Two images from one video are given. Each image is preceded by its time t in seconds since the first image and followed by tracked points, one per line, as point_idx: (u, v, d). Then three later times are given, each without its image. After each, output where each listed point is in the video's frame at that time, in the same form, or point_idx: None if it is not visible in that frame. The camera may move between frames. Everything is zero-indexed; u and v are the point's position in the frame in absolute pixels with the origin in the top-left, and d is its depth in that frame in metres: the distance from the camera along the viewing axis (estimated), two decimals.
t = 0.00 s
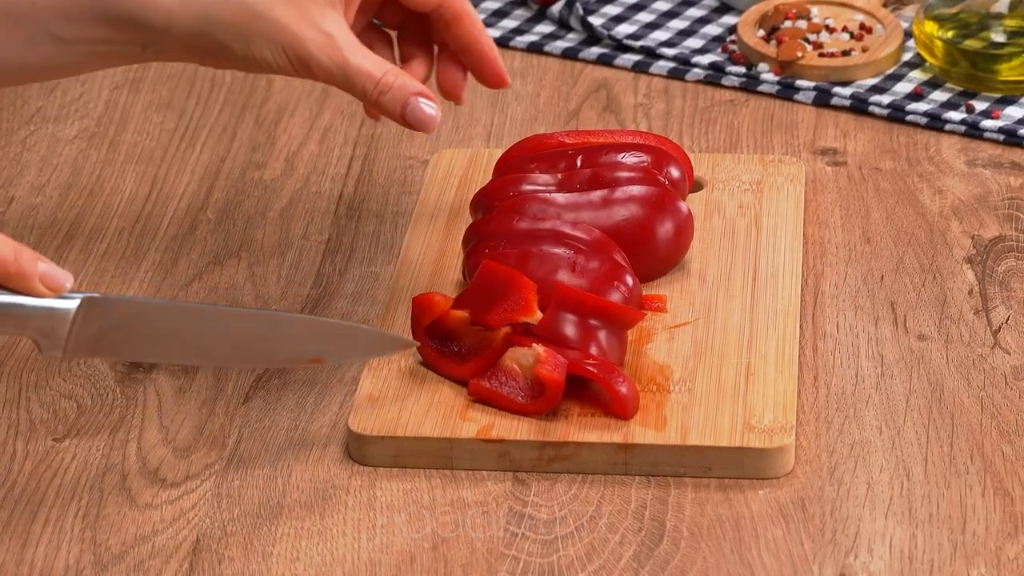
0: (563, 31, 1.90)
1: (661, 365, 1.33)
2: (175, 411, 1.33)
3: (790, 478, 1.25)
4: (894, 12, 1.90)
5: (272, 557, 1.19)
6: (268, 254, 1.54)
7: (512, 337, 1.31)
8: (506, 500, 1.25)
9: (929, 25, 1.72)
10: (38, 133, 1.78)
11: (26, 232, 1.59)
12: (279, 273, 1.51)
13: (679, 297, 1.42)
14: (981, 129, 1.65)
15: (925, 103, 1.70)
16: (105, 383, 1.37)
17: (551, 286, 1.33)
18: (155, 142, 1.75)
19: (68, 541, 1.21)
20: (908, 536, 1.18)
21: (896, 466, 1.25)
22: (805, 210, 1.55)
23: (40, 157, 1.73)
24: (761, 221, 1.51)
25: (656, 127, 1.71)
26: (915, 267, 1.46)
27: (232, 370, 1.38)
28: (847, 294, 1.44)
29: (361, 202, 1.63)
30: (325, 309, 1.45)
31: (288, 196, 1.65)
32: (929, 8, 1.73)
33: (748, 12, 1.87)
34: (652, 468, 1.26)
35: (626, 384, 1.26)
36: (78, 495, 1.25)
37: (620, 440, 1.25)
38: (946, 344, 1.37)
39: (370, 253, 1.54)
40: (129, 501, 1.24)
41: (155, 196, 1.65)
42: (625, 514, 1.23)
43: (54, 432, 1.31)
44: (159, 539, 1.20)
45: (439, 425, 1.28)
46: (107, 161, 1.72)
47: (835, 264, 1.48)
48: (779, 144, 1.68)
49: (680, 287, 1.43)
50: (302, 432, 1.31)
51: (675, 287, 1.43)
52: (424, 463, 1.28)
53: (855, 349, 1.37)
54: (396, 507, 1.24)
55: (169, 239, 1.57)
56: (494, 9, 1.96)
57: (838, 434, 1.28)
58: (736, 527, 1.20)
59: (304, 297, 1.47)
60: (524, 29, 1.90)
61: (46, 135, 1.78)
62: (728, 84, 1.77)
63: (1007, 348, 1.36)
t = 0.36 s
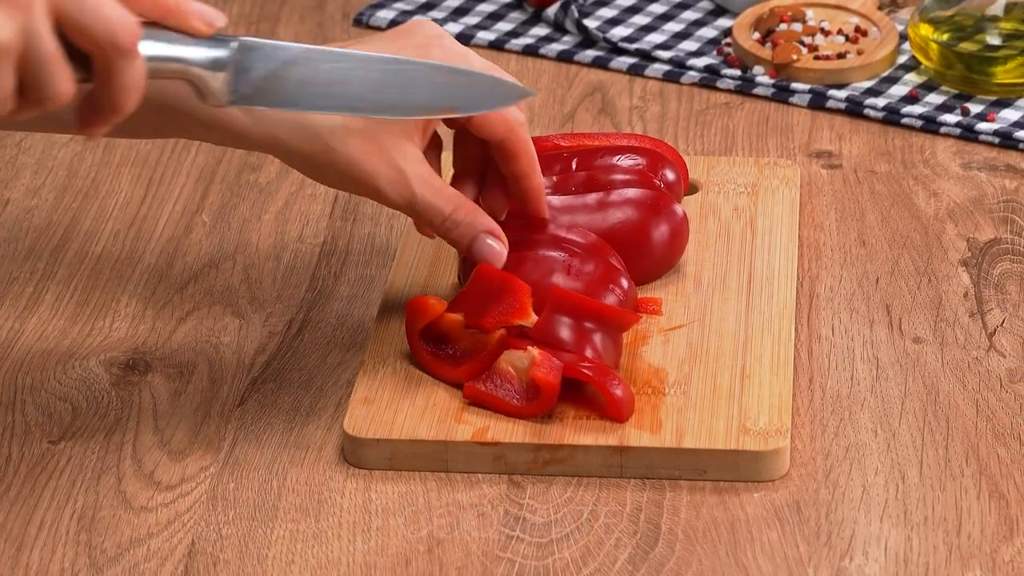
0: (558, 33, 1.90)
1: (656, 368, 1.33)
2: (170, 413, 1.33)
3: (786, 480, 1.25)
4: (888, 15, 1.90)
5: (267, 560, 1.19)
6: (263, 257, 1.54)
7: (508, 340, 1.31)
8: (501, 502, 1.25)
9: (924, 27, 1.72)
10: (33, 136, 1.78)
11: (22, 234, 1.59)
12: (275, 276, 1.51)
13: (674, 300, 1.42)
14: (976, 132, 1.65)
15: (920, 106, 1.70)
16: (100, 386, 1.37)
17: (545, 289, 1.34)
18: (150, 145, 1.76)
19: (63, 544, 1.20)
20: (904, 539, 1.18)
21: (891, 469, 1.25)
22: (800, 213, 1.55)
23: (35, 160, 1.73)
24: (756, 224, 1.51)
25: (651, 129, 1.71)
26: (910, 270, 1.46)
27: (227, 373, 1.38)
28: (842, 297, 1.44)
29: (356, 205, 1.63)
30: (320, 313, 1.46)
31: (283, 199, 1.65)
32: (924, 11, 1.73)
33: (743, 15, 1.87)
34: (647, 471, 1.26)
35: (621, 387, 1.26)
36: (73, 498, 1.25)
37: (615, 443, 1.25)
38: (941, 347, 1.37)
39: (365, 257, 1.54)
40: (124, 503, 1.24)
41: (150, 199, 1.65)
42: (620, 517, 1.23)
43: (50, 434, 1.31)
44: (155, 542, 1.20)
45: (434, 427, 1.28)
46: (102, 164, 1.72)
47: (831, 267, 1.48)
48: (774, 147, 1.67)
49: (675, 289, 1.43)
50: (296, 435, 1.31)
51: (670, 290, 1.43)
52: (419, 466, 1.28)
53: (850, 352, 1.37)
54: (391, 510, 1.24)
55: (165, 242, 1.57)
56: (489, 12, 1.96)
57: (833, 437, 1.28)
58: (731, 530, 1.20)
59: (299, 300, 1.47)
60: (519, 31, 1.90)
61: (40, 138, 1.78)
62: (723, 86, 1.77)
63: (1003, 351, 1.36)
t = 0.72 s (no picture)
0: (553, 36, 1.90)
1: (651, 371, 1.33)
2: (165, 416, 1.33)
3: (781, 483, 1.25)
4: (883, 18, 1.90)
5: (262, 563, 1.19)
6: (259, 260, 1.54)
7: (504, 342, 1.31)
8: (496, 505, 1.25)
9: (919, 30, 1.71)
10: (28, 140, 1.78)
11: (17, 237, 1.59)
12: (270, 279, 1.51)
13: (670, 303, 1.42)
14: (971, 135, 1.65)
15: (915, 109, 1.70)
16: (95, 389, 1.37)
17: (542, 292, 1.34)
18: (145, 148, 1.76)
19: (58, 547, 1.20)
20: (899, 542, 1.18)
21: (886, 472, 1.25)
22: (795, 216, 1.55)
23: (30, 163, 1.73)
24: (750, 227, 1.51)
25: (646, 132, 1.71)
26: (904, 273, 1.46)
27: (221, 376, 1.38)
28: (837, 299, 1.44)
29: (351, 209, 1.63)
30: (315, 316, 1.46)
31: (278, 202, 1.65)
32: (918, 14, 1.72)
33: (738, 17, 1.87)
34: (642, 473, 1.26)
35: (616, 390, 1.26)
36: (67, 501, 1.25)
37: (610, 446, 1.25)
38: (936, 350, 1.37)
39: (360, 260, 1.54)
40: (119, 506, 1.24)
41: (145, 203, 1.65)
42: (615, 519, 1.23)
43: (45, 437, 1.31)
44: (150, 545, 1.20)
45: (429, 431, 1.28)
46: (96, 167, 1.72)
47: (826, 270, 1.48)
48: (769, 150, 1.68)
49: (670, 292, 1.43)
50: (291, 437, 1.31)
51: (665, 293, 1.43)
52: (414, 469, 1.28)
53: (845, 354, 1.37)
54: (386, 513, 1.24)
55: (160, 245, 1.57)
56: (484, 15, 1.96)
57: (828, 440, 1.28)
58: (726, 532, 1.20)
59: (294, 303, 1.48)
60: (514, 34, 1.90)
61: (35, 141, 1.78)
62: (718, 89, 1.78)
63: (998, 354, 1.36)
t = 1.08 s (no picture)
0: (548, 39, 1.90)
1: (646, 373, 1.33)
2: (160, 418, 1.33)
3: (776, 486, 1.25)
4: (878, 20, 1.90)
5: (257, 565, 1.19)
6: (253, 263, 1.54)
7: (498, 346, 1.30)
8: (491, 508, 1.25)
9: (914, 33, 1.72)
10: (23, 142, 1.78)
11: (12, 240, 1.59)
12: (265, 282, 1.51)
13: (665, 305, 1.42)
14: (966, 137, 1.65)
15: (910, 112, 1.70)
16: (90, 392, 1.36)
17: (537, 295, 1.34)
18: (139, 151, 1.76)
19: (53, 550, 1.20)
20: (894, 544, 1.18)
21: (881, 475, 1.25)
22: (790, 218, 1.55)
23: (25, 166, 1.73)
24: (745, 229, 1.51)
25: (641, 135, 1.71)
26: (900, 276, 1.46)
27: (216, 379, 1.38)
28: (832, 302, 1.44)
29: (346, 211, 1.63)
30: (310, 318, 1.46)
31: (273, 204, 1.65)
32: (913, 17, 1.72)
33: (733, 20, 1.87)
34: (637, 476, 1.26)
35: (611, 393, 1.26)
36: (62, 504, 1.25)
37: (605, 448, 1.25)
38: (931, 353, 1.37)
39: (354, 262, 1.54)
40: (114, 509, 1.24)
41: (140, 205, 1.65)
42: (610, 522, 1.23)
43: (40, 440, 1.31)
44: (145, 548, 1.20)
45: (424, 433, 1.28)
46: (92, 169, 1.72)
47: (821, 272, 1.48)
48: (765, 153, 1.68)
49: (665, 294, 1.43)
50: (286, 440, 1.31)
51: (660, 295, 1.43)
52: (409, 471, 1.28)
53: (840, 357, 1.37)
54: (381, 516, 1.24)
55: (156, 247, 1.57)
56: (479, 17, 1.96)
57: (823, 443, 1.28)
58: (721, 535, 1.20)
59: (289, 306, 1.48)
60: (509, 37, 1.90)
61: (30, 144, 1.78)
62: (713, 92, 1.78)
63: (993, 356, 1.36)
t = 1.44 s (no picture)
0: (543, 41, 1.90)
1: (641, 376, 1.33)
2: (156, 421, 1.33)
3: (771, 489, 1.25)
4: (874, 23, 1.90)
5: (252, 568, 1.19)
6: (249, 266, 1.54)
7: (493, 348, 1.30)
8: (486, 511, 1.25)
9: (909, 36, 1.72)
10: (18, 145, 1.78)
11: (8, 243, 1.59)
12: (260, 284, 1.51)
13: (661, 308, 1.42)
14: (961, 140, 1.65)
15: (905, 115, 1.70)
16: (85, 395, 1.36)
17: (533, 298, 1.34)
18: (134, 154, 1.76)
19: (49, 552, 1.20)
20: (889, 547, 1.18)
21: (876, 478, 1.25)
22: (786, 222, 1.55)
23: (20, 169, 1.73)
24: (741, 232, 1.51)
25: (636, 138, 1.71)
26: (895, 279, 1.46)
27: (212, 382, 1.38)
28: (827, 305, 1.44)
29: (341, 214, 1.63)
30: (305, 321, 1.46)
31: (268, 207, 1.65)
32: (908, 20, 1.72)
33: (728, 23, 1.87)
34: (632, 479, 1.26)
35: (607, 395, 1.26)
36: (57, 507, 1.25)
37: (600, 451, 1.25)
38: (927, 356, 1.37)
39: (349, 265, 1.54)
40: (109, 512, 1.24)
41: (135, 208, 1.65)
42: (605, 525, 1.23)
43: (35, 443, 1.31)
44: (140, 551, 1.20)
45: (419, 436, 1.28)
46: (87, 172, 1.72)
47: (816, 275, 1.48)
48: (760, 156, 1.68)
49: (660, 297, 1.43)
50: (282, 443, 1.31)
51: (655, 297, 1.43)
52: (404, 474, 1.28)
53: (835, 359, 1.37)
54: (376, 519, 1.24)
55: (151, 250, 1.57)
56: (474, 20, 1.96)
57: (818, 445, 1.28)
58: (716, 538, 1.20)
59: (285, 309, 1.48)
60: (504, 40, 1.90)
61: (25, 146, 1.78)
62: (708, 95, 1.78)
63: (988, 359, 1.36)
